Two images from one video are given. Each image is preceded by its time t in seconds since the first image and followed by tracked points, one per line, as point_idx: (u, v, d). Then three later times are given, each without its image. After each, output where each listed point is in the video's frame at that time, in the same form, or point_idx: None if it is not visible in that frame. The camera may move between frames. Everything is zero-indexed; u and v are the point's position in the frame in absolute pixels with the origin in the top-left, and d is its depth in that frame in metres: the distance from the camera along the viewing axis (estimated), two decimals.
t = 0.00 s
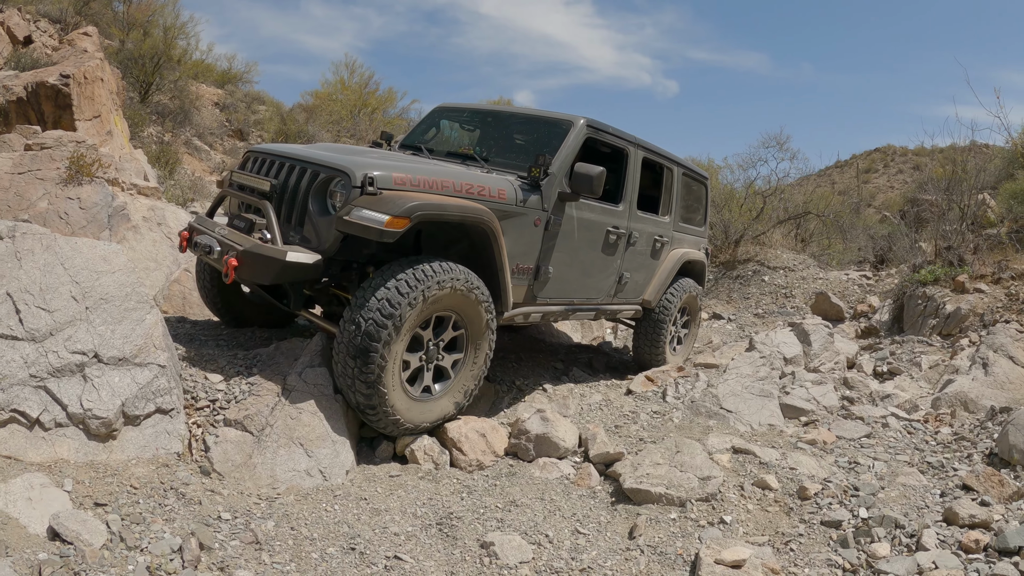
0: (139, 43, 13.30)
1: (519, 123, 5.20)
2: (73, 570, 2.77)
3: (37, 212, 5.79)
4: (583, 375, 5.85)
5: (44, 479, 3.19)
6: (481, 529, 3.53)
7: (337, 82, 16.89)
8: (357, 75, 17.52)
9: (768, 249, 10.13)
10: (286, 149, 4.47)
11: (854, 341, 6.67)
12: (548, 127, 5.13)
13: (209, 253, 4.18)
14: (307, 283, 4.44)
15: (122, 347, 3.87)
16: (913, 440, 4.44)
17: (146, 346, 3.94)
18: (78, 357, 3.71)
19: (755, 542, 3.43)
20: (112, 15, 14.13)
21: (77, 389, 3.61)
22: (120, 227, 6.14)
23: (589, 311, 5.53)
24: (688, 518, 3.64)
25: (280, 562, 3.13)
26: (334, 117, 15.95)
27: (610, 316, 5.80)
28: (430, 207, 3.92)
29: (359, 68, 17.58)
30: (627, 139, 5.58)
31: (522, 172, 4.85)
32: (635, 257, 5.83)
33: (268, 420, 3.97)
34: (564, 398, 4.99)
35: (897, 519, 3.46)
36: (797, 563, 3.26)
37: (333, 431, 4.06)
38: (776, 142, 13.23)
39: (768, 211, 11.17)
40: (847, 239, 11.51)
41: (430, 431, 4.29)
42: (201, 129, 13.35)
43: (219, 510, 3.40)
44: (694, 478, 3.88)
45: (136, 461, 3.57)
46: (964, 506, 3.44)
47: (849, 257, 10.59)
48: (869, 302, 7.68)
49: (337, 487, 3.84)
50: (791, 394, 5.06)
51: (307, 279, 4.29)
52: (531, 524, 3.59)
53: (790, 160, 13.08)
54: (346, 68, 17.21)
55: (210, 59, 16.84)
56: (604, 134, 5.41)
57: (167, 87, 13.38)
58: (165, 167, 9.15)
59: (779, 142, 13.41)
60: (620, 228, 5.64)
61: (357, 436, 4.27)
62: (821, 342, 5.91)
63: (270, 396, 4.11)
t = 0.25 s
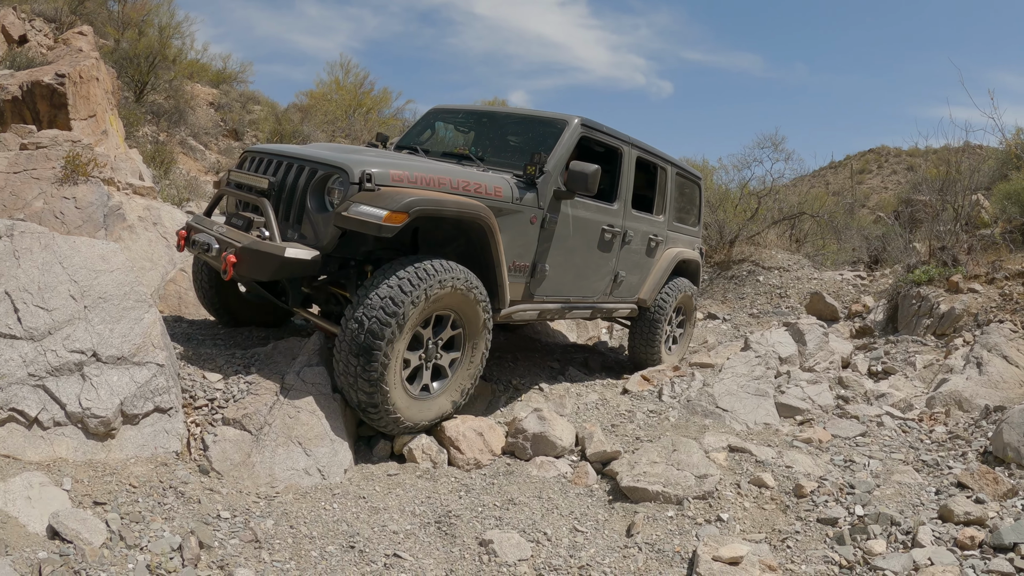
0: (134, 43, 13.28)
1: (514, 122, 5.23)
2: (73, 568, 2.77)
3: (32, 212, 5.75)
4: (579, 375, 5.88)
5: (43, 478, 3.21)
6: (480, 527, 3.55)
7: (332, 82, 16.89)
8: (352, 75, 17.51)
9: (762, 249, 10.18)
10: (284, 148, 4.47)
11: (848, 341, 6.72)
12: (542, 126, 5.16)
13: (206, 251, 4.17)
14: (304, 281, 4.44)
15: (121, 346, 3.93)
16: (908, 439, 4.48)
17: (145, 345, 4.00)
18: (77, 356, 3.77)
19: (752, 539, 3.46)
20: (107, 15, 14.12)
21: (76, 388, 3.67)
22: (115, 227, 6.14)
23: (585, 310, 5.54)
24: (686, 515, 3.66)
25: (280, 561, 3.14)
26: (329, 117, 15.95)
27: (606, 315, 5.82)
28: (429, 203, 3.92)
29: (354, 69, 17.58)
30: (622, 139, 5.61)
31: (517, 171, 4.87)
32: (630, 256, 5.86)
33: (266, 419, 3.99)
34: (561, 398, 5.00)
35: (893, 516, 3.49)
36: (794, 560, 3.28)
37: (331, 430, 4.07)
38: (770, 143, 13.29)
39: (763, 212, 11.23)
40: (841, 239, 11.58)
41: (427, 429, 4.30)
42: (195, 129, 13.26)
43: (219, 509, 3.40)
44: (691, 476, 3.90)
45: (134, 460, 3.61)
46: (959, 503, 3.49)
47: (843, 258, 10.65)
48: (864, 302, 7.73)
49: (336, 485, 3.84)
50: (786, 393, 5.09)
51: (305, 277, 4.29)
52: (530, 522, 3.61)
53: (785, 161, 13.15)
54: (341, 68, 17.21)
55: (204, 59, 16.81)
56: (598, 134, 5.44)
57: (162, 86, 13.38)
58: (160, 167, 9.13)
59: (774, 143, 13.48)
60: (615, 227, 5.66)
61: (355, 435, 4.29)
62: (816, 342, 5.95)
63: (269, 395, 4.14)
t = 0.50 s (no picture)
0: (130, 42, 13.23)
1: (508, 122, 5.21)
2: (64, 571, 2.75)
3: (26, 212, 5.78)
4: (574, 375, 5.85)
5: (33, 480, 3.19)
6: (473, 529, 3.53)
7: (328, 82, 16.87)
8: (348, 75, 17.49)
9: (757, 249, 10.18)
10: (277, 148, 4.45)
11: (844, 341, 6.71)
12: (536, 126, 5.14)
13: (199, 250, 4.15)
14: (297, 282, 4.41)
15: (112, 347, 3.93)
16: (903, 440, 4.47)
17: (136, 346, 4.00)
18: (68, 356, 3.77)
19: (747, 541, 3.44)
20: (102, 15, 14.07)
21: (67, 389, 3.66)
22: (109, 227, 6.11)
23: (580, 311, 5.52)
24: (680, 517, 3.64)
25: (271, 563, 3.11)
26: (325, 117, 15.92)
27: (600, 316, 5.80)
28: (422, 204, 3.89)
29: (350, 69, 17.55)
30: (617, 139, 5.59)
31: (512, 172, 4.85)
32: (625, 257, 5.84)
33: (258, 421, 3.97)
34: (555, 398, 4.98)
35: (888, 517, 3.48)
36: (789, 561, 3.27)
37: (324, 431, 4.05)
38: (766, 143, 13.29)
39: (758, 212, 11.23)
40: (837, 239, 11.58)
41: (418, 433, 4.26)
42: (191, 129, 13.28)
43: (210, 511, 3.38)
44: (685, 477, 3.88)
45: (125, 461, 3.62)
46: (954, 504, 3.47)
47: (838, 258, 10.66)
48: (859, 302, 7.72)
49: (328, 487, 3.82)
50: (781, 393, 5.08)
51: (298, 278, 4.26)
52: (523, 524, 3.59)
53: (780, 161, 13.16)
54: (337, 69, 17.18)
55: (200, 59, 16.78)
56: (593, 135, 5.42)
57: (157, 87, 13.35)
58: (154, 167, 9.10)
59: (770, 143, 13.47)
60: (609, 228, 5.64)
61: (347, 435, 4.26)
62: (811, 342, 5.94)
63: (261, 397, 4.12)
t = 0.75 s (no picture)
0: (126, 43, 13.19)
1: (505, 123, 5.17)
2: None
3: (20, 213, 5.76)
4: (571, 377, 5.82)
5: (24, 484, 3.15)
6: (468, 533, 3.49)
7: (325, 83, 16.84)
8: (345, 76, 17.45)
9: (755, 250, 10.15)
10: (270, 149, 4.39)
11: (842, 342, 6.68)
12: (531, 128, 5.11)
13: (191, 254, 4.09)
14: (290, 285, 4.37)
15: (104, 349, 3.89)
16: (902, 442, 4.45)
17: (128, 348, 3.96)
18: (60, 359, 3.73)
19: (745, 545, 3.41)
20: (99, 15, 14.02)
21: (59, 392, 3.63)
22: (105, 228, 6.10)
23: (576, 314, 5.49)
24: (677, 521, 3.60)
25: (264, 569, 3.07)
26: (322, 117, 15.87)
27: (597, 318, 5.77)
28: (415, 208, 3.88)
29: (347, 69, 17.51)
30: (614, 141, 5.55)
31: (508, 174, 4.81)
32: (622, 259, 5.81)
33: (252, 424, 3.93)
34: (552, 400, 4.94)
35: (888, 521, 3.45)
36: (787, 566, 3.24)
37: (318, 434, 4.00)
38: (764, 143, 13.27)
39: (756, 212, 11.22)
40: (835, 240, 11.57)
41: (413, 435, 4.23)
42: (187, 129, 13.05)
43: (203, 515, 3.34)
44: (683, 480, 3.84)
45: (118, 465, 3.58)
46: (954, 508, 3.45)
47: (836, 259, 10.63)
48: (857, 303, 7.70)
49: (322, 491, 3.78)
50: (779, 395, 5.05)
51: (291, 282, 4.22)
52: (519, 528, 3.55)
53: (778, 162, 13.15)
54: (334, 69, 17.14)
55: (197, 59, 16.74)
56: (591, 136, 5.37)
57: (153, 86, 13.19)
58: (151, 167, 9.05)
59: (767, 143, 13.46)
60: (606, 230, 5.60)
61: (342, 438, 4.23)
62: (809, 344, 5.91)
63: (254, 400, 4.08)
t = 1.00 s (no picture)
0: (125, 43, 13.16)
1: (505, 123, 5.13)
2: None
3: (18, 213, 5.80)
4: (570, 378, 5.79)
5: (19, 487, 3.13)
6: (467, 536, 3.46)
7: (324, 83, 16.82)
8: (344, 76, 17.43)
9: (755, 250, 10.13)
10: (269, 149, 4.36)
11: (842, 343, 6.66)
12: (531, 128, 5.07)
13: (189, 255, 4.05)
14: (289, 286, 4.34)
15: (100, 350, 3.86)
16: (902, 443, 4.43)
17: (124, 349, 3.93)
18: (55, 360, 3.70)
19: (746, 548, 3.39)
20: (98, 15, 13.98)
21: (54, 394, 3.60)
22: (102, 228, 6.12)
23: (576, 315, 5.47)
24: (677, 523, 3.58)
25: (260, 572, 3.04)
26: (321, 117, 15.83)
27: (597, 319, 5.75)
28: (414, 209, 3.84)
29: (346, 69, 17.49)
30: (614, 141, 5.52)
31: (507, 174, 4.78)
32: (622, 259, 5.78)
33: (249, 425, 3.91)
34: (550, 401, 4.92)
35: (889, 523, 3.43)
36: (788, 569, 3.22)
37: (315, 435, 3.97)
38: (764, 143, 13.27)
39: (755, 213, 11.21)
40: (834, 241, 11.56)
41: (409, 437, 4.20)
42: (186, 130, 13.01)
43: (199, 517, 3.31)
44: (683, 482, 3.82)
45: (114, 466, 3.54)
46: (956, 510, 3.43)
47: (836, 259, 10.62)
48: (857, 303, 7.68)
49: (319, 493, 3.76)
50: (779, 396, 5.02)
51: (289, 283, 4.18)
52: (518, 530, 3.52)
53: (778, 162, 13.13)
54: (333, 69, 17.12)
55: (196, 59, 16.71)
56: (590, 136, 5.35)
57: (152, 87, 13.14)
58: (149, 167, 9.02)
59: (767, 143, 13.46)
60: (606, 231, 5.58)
61: (340, 439, 4.20)
62: (809, 344, 5.89)
63: (251, 401, 4.06)
